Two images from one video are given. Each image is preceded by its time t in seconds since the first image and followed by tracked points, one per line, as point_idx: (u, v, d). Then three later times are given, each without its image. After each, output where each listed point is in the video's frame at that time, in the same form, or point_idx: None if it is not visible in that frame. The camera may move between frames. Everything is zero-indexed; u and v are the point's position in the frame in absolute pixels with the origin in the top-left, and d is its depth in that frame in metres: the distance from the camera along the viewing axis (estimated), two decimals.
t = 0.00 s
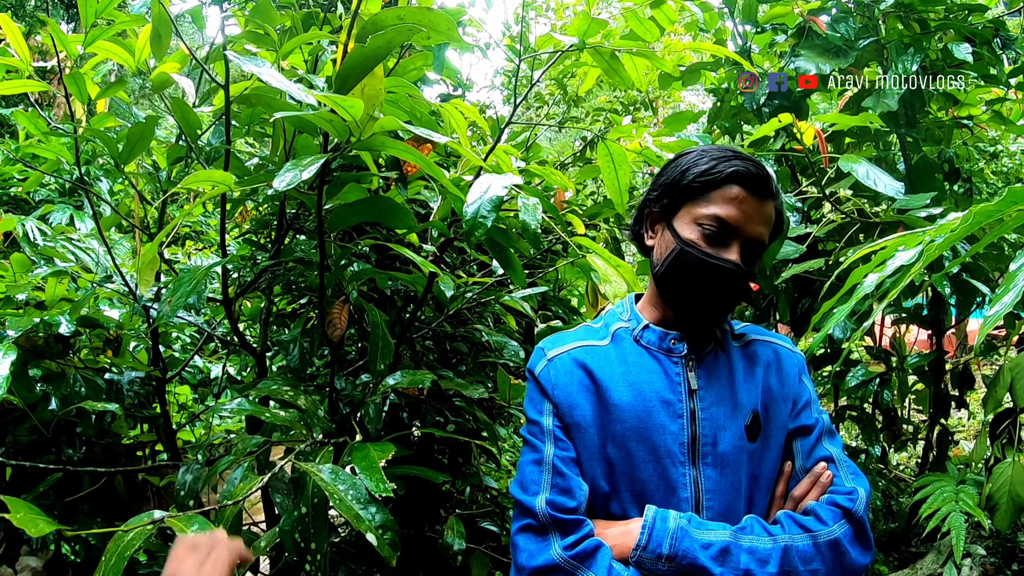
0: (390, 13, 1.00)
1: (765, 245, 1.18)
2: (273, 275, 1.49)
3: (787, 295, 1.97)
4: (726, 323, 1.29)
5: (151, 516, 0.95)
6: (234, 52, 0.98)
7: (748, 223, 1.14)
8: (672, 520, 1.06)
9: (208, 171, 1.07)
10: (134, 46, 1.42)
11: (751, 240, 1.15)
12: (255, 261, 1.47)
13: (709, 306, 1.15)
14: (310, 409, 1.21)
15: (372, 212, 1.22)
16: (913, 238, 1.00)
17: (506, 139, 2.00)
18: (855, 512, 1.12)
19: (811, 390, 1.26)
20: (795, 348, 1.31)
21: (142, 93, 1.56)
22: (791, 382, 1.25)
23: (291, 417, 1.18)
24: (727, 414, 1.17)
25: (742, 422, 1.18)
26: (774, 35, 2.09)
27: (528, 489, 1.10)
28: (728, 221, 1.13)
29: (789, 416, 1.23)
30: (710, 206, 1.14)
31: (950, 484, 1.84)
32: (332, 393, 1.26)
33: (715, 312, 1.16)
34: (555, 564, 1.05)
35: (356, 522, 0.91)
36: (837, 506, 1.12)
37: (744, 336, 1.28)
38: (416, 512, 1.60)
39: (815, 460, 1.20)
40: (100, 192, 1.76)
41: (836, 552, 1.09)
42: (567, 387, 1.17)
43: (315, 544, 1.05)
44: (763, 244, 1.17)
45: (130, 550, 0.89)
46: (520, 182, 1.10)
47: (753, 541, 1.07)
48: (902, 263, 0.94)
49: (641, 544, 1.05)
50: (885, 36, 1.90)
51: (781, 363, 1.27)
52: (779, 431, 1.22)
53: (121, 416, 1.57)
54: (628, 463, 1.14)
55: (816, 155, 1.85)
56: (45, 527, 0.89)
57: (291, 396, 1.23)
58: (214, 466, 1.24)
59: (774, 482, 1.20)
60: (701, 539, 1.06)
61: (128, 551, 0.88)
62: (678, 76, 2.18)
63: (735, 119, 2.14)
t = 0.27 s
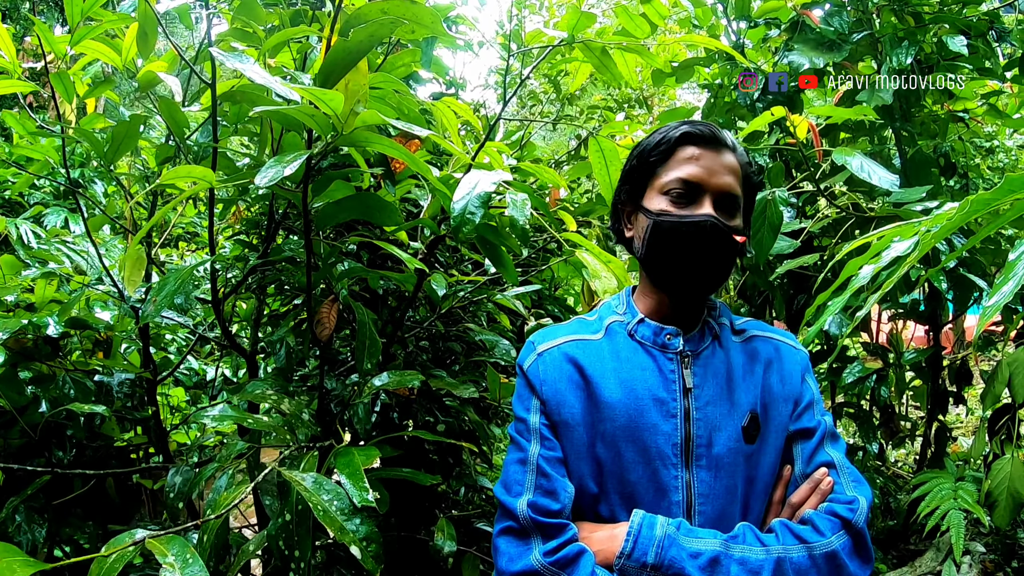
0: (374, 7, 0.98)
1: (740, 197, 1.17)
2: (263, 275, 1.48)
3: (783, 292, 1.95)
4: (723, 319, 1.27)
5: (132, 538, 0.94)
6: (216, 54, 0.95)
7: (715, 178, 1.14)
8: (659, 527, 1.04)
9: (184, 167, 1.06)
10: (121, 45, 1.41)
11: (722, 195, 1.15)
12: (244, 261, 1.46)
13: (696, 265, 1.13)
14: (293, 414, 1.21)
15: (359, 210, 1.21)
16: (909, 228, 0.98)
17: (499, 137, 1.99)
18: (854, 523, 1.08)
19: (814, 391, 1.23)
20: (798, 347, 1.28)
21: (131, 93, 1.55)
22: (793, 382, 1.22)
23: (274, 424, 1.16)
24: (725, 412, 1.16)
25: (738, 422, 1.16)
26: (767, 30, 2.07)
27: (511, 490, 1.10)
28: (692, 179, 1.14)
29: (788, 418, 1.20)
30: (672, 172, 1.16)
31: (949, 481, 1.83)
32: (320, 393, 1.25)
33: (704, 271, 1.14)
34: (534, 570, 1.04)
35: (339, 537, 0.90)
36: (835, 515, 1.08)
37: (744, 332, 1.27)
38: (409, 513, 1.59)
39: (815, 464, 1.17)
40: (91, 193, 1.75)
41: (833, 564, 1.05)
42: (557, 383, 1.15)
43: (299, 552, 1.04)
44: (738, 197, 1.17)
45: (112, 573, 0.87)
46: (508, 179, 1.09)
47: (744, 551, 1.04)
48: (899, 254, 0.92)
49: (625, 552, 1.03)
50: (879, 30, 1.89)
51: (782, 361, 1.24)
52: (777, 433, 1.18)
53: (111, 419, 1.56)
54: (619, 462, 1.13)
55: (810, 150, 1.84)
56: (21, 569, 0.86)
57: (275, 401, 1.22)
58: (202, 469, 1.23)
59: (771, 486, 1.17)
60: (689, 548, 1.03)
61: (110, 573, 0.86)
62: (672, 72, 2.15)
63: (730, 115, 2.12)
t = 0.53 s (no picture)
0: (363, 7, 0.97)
1: (715, 181, 1.14)
2: (258, 277, 1.48)
3: (783, 289, 1.94)
4: (727, 323, 1.24)
5: (122, 528, 0.93)
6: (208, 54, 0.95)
7: (681, 171, 1.13)
8: (654, 535, 1.03)
9: (172, 171, 1.08)
10: (114, 49, 1.40)
11: (694, 186, 1.13)
12: (240, 264, 1.45)
13: (677, 260, 1.11)
14: (287, 415, 1.20)
15: (354, 211, 1.20)
16: (908, 225, 0.96)
17: (497, 137, 1.98)
18: (855, 535, 1.04)
19: (820, 398, 1.18)
20: (805, 352, 1.23)
21: (126, 97, 1.55)
22: (797, 388, 1.18)
23: (269, 422, 1.16)
24: (726, 418, 1.14)
25: (740, 429, 1.13)
26: (764, 26, 2.05)
27: (506, 492, 1.09)
28: (657, 180, 1.13)
29: (791, 425, 1.16)
30: (637, 180, 1.16)
31: (951, 479, 1.81)
32: (315, 396, 1.25)
33: (690, 263, 1.11)
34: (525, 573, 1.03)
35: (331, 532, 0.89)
36: (835, 527, 1.05)
37: (749, 335, 1.24)
38: (407, 515, 1.59)
39: (818, 474, 1.12)
40: (88, 197, 1.75)
41: None
42: (555, 386, 1.15)
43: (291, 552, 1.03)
44: (713, 184, 1.14)
45: (100, 561, 0.87)
46: (502, 178, 1.08)
47: (740, 561, 1.02)
48: (896, 251, 0.90)
49: (617, 559, 1.02)
50: (878, 24, 1.88)
51: (786, 367, 1.20)
52: (778, 441, 1.15)
53: (108, 422, 1.55)
54: (616, 467, 1.12)
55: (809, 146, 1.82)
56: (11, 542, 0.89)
57: (270, 401, 1.21)
58: (197, 473, 1.23)
59: (772, 494, 1.14)
60: (684, 556, 1.02)
61: (99, 563, 0.86)
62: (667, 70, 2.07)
63: (728, 112, 2.11)
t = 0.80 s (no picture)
0: (365, 14, 0.97)
1: (693, 173, 1.16)
2: (265, 281, 1.48)
3: (789, 291, 1.94)
4: (739, 327, 1.23)
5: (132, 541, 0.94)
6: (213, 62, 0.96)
7: (658, 171, 1.15)
8: (660, 540, 1.03)
9: (179, 179, 1.08)
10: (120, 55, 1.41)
11: (673, 183, 1.15)
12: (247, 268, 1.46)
13: (672, 257, 1.12)
14: (294, 420, 1.21)
15: (358, 216, 1.20)
16: (914, 227, 0.95)
17: (503, 139, 1.98)
18: (860, 545, 1.03)
19: (831, 405, 1.15)
20: (818, 359, 1.20)
21: (133, 103, 1.56)
22: (808, 395, 1.15)
23: (274, 432, 1.17)
24: (736, 423, 1.13)
25: (749, 434, 1.13)
26: (770, 26, 2.04)
27: (514, 493, 1.10)
28: (637, 187, 1.15)
29: (800, 432, 1.13)
30: (619, 191, 1.19)
31: (958, 480, 1.81)
32: (322, 400, 1.25)
33: (687, 256, 1.11)
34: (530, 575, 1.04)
35: (335, 541, 0.90)
36: (841, 536, 1.03)
37: (762, 340, 1.23)
38: (415, 517, 1.59)
39: (826, 483, 1.10)
40: (97, 200, 1.76)
41: None
42: (566, 388, 1.16)
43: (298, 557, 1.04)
44: (691, 176, 1.16)
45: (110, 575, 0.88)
46: (507, 183, 1.09)
47: (745, 568, 1.01)
48: (902, 253, 0.89)
49: (623, 564, 1.03)
50: (883, 24, 1.87)
51: (797, 373, 1.17)
52: (786, 449, 1.12)
53: (117, 425, 1.56)
54: (625, 470, 1.12)
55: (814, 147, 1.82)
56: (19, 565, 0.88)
57: (276, 406, 1.22)
58: (205, 476, 1.24)
59: (780, 501, 1.12)
60: (689, 562, 1.02)
61: None
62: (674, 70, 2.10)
63: (733, 112, 2.11)
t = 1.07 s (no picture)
0: (364, 19, 0.97)
1: (676, 184, 1.15)
2: (269, 283, 1.49)
3: (792, 292, 1.94)
4: (737, 330, 1.22)
5: (134, 535, 0.95)
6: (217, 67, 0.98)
7: (639, 188, 1.14)
8: (654, 540, 1.03)
9: (181, 184, 1.09)
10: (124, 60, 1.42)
11: (655, 198, 1.15)
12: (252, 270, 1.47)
13: (661, 273, 1.13)
14: (297, 421, 1.22)
15: (360, 219, 1.21)
16: (913, 230, 0.95)
17: (507, 141, 1.98)
18: (855, 547, 1.02)
19: (829, 407, 1.14)
20: (817, 361, 1.19)
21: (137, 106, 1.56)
22: (806, 398, 1.14)
23: (277, 430, 1.18)
24: (732, 426, 1.13)
25: (745, 437, 1.12)
26: (772, 28, 2.05)
27: (513, 494, 1.11)
28: (619, 206, 1.16)
29: (798, 434, 1.12)
30: (604, 209, 1.19)
31: (961, 482, 1.80)
32: (324, 402, 1.26)
33: (671, 273, 1.13)
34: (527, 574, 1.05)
35: (337, 537, 0.91)
36: (836, 538, 1.02)
37: (760, 343, 1.22)
38: (418, 518, 1.60)
39: (823, 484, 1.09)
40: (102, 203, 1.77)
41: None
42: (563, 392, 1.16)
43: (299, 556, 1.05)
44: (673, 188, 1.15)
45: (114, 566, 0.89)
46: (508, 186, 1.09)
47: (739, 569, 1.01)
48: (901, 256, 0.89)
49: (617, 564, 1.03)
50: (886, 25, 1.87)
51: (795, 375, 1.16)
52: (783, 451, 1.12)
53: (122, 427, 1.57)
54: (621, 473, 1.12)
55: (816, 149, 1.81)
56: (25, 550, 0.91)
57: (279, 407, 1.22)
58: (208, 477, 1.25)
59: (777, 503, 1.12)
60: (683, 562, 1.02)
61: (112, 568, 0.88)
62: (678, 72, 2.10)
63: (735, 114, 2.11)
